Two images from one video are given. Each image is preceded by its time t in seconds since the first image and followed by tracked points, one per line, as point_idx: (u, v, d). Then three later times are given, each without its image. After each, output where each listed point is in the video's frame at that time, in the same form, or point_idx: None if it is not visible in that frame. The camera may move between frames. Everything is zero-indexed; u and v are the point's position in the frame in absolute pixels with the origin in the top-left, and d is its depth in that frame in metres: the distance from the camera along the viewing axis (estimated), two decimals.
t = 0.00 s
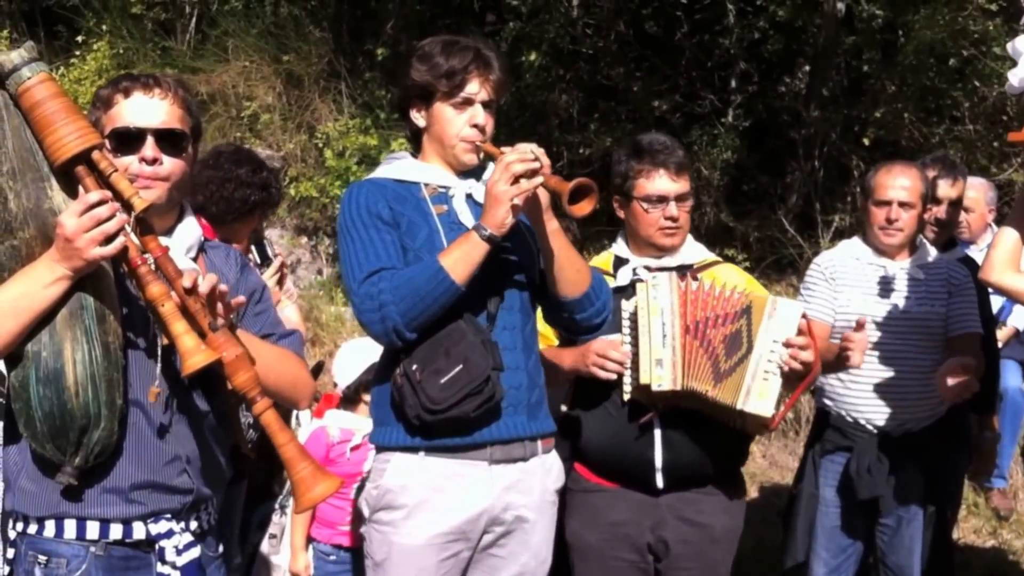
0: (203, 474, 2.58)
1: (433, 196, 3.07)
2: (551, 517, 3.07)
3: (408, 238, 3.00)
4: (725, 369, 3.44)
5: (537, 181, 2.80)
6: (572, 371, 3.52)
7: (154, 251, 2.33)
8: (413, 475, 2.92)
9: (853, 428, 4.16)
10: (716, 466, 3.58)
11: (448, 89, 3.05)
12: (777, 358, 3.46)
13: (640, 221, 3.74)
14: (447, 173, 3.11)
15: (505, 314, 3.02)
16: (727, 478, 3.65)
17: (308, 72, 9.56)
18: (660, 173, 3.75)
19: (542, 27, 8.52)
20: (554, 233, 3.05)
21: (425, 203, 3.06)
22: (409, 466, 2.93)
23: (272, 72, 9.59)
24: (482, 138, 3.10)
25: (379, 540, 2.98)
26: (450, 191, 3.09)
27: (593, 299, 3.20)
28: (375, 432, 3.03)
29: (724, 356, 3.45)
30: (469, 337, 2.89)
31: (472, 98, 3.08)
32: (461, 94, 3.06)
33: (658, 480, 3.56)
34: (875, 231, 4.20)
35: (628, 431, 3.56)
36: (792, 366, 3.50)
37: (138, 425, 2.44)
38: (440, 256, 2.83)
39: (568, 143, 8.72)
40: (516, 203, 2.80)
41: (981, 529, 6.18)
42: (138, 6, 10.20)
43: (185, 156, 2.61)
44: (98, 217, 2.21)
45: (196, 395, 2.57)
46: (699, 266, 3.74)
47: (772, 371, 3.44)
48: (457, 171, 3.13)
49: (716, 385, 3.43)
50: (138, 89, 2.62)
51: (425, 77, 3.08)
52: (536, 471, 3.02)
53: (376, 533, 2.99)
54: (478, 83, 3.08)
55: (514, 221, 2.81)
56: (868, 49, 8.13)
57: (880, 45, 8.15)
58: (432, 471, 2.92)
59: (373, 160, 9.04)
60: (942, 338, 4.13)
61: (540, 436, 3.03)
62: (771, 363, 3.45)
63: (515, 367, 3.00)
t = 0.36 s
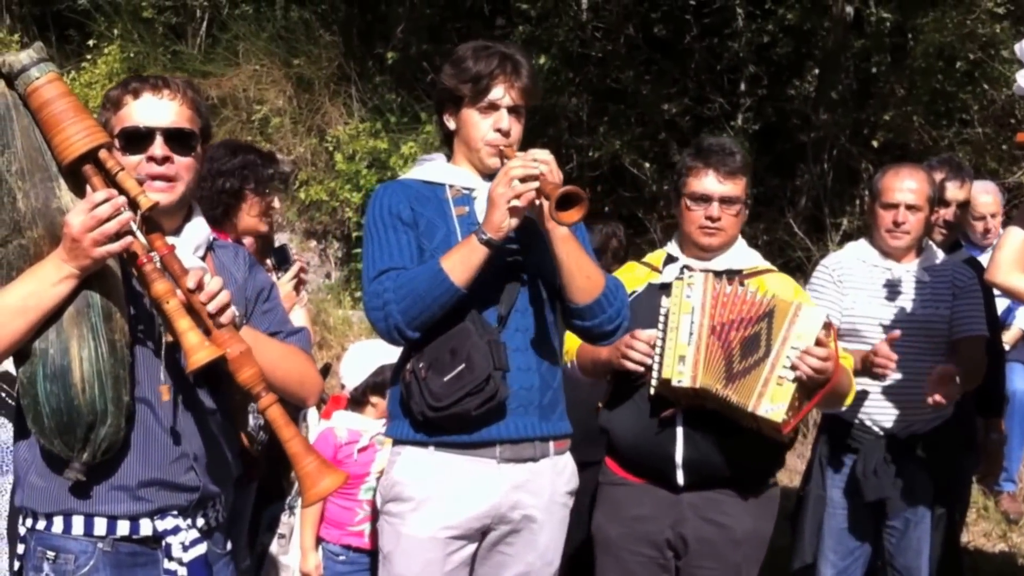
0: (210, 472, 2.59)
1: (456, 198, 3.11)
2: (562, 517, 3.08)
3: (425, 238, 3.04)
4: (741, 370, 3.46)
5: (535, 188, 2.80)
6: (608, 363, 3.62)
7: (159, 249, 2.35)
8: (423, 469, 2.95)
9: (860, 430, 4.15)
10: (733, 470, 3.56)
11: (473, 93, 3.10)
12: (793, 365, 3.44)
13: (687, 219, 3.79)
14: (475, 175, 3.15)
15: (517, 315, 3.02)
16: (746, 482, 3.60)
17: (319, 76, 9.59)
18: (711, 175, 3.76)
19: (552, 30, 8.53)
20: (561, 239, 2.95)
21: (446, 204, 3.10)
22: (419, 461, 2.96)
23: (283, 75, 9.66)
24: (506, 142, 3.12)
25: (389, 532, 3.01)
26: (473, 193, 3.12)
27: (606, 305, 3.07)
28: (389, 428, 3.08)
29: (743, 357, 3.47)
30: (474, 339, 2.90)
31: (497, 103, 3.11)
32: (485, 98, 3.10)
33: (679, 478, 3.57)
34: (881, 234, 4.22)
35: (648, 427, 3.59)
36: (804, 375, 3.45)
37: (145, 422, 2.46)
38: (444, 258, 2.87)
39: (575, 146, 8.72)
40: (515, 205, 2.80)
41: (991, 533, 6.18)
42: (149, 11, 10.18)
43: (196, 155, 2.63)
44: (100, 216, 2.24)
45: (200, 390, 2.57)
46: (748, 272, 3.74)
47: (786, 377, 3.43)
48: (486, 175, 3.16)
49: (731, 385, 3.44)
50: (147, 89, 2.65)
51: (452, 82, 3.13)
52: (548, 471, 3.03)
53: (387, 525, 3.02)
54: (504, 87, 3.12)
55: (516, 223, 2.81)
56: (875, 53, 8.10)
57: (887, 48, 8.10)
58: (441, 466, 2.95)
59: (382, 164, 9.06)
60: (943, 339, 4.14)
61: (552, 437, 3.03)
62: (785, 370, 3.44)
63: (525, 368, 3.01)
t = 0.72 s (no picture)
0: (218, 464, 2.56)
1: (463, 192, 3.08)
2: (565, 510, 3.06)
3: (431, 232, 3.02)
4: (746, 361, 3.44)
5: (541, 185, 2.78)
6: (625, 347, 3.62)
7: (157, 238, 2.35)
8: (427, 460, 2.93)
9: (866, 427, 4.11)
10: (742, 462, 3.54)
11: (482, 88, 3.09)
12: (797, 354, 3.40)
13: (711, 212, 3.78)
14: (484, 171, 3.13)
15: (520, 309, 3.01)
16: (755, 474, 3.57)
17: (324, 71, 9.57)
18: (738, 171, 3.73)
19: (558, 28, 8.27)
20: (566, 235, 2.93)
21: (453, 198, 3.07)
22: (423, 452, 2.94)
23: (288, 72, 9.67)
24: (514, 137, 3.10)
25: (393, 522, 2.99)
26: (480, 188, 3.09)
27: (609, 300, 3.05)
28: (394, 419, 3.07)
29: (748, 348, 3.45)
30: (477, 333, 2.88)
31: (506, 98, 3.09)
32: (494, 93, 3.08)
33: (686, 469, 3.55)
34: (885, 228, 4.18)
35: (656, 417, 3.57)
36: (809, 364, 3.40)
37: (148, 411, 2.45)
38: (446, 252, 2.85)
39: (581, 142, 8.67)
40: (519, 199, 2.78)
41: (997, 530, 6.16)
42: (152, 7, 10.12)
43: (204, 149, 2.59)
44: (102, 204, 2.23)
45: (195, 371, 2.53)
46: (771, 270, 3.71)
47: (790, 365, 3.39)
48: (494, 170, 3.14)
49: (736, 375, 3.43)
50: (156, 82, 2.63)
51: (462, 77, 3.13)
52: (551, 464, 3.01)
53: (391, 515, 3.01)
54: (512, 82, 3.09)
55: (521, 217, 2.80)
56: (883, 49, 8.01)
57: (895, 43, 8.02)
58: (444, 457, 2.93)
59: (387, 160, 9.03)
60: (948, 332, 4.10)
61: (555, 429, 3.01)
62: (790, 358, 3.40)
63: (528, 361, 2.99)
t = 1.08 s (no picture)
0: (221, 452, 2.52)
1: (466, 183, 3.02)
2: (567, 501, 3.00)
3: (434, 223, 2.96)
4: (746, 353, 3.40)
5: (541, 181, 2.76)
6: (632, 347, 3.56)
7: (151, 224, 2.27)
8: (428, 451, 2.88)
9: (865, 419, 4.10)
10: (748, 455, 3.47)
11: (485, 80, 3.07)
12: (793, 342, 3.38)
13: (712, 203, 3.71)
14: (485, 162, 3.07)
15: (523, 300, 2.94)
16: (760, 465, 3.51)
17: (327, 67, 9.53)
18: (739, 159, 3.71)
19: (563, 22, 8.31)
20: (567, 226, 2.88)
21: (456, 189, 3.01)
22: (423, 444, 2.88)
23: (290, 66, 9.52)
24: (516, 129, 3.07)
25: (396, 513, 2.95)
26: (484, 179, 3.03)
27: (611, 291, 2.99)
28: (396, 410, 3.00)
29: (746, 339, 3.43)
30: (481, 323, 2.83)
31: (509, 90, 3.07)
32: (497, 85, 3.06)
33: (693, 462, 3.47)
34: (885, 221, 4.13)
35: (661, 413, 3.50)
36: (804, 351, 3.38)
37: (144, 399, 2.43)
38: (451, 242, 2.79)
39: (586, 138, 8.58)
40: (523, 188, 2.73)
41: (1003, 526, 6.09)
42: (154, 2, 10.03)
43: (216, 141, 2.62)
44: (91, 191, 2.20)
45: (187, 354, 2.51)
46: (776, 258, 3.63)
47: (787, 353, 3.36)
48: (496, 162, 3.08)
49: (739, 365, 3.37)
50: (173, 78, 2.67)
51: (465, 68, 3.11)
52: (554, 455, 2.95)
53: (394, 506, 2.96)
54: (515, 75, 3.08)
55: (526, 208, 2.74)
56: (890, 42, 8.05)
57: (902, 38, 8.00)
58: (445, 449, 2.87)
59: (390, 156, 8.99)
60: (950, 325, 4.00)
61: (557, 420, 2.96)
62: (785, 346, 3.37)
63: (530, 353, 2.92)
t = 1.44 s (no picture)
0: (226, 447, 2.44)
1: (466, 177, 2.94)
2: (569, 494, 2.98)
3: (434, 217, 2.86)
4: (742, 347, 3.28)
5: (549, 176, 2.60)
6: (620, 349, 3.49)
7: (154, 218, 2.27)
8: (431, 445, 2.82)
9: (869, 414, 4.06)
10: (752, 451, 3.41)
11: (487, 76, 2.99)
12: (789, 328, 3.25)
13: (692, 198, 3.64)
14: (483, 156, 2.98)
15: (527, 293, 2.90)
16: (764, 455, 3.44)
17: (328, 62, 9.48)
18: (718, 152, 3.63)
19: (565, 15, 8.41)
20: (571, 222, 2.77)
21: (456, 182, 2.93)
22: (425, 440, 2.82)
23: (290, 62, 9.47)
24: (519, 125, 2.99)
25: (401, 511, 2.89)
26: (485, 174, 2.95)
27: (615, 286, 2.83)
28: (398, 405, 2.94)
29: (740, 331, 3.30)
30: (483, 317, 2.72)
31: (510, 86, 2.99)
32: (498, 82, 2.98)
33: (691, 462, 3.44)
34: (887, 217, 4.10)
35: (659, 412, 3.45)
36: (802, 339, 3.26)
37: (147, 390, 2.38)
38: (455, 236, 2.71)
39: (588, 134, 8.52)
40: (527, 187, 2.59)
41: (1007, 524, 6.03)
42: None
43: (227, 136, 2.59)
44: (92, 182, 2.13)
45: (186, 346, 2.43)
46: (760, 251, 3.57)
47: (783, 341, 3.24)
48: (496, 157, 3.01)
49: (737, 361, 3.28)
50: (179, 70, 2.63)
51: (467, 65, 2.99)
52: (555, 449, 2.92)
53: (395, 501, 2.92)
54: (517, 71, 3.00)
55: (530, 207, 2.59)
56: (897, 37, 7.98)
57: (909, 33, 7.96)
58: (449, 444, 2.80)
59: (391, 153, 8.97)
60: (955, 324, 3.96)
61: (558, 414, 2.91)
62: (780, 334, 3.25)
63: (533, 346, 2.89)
